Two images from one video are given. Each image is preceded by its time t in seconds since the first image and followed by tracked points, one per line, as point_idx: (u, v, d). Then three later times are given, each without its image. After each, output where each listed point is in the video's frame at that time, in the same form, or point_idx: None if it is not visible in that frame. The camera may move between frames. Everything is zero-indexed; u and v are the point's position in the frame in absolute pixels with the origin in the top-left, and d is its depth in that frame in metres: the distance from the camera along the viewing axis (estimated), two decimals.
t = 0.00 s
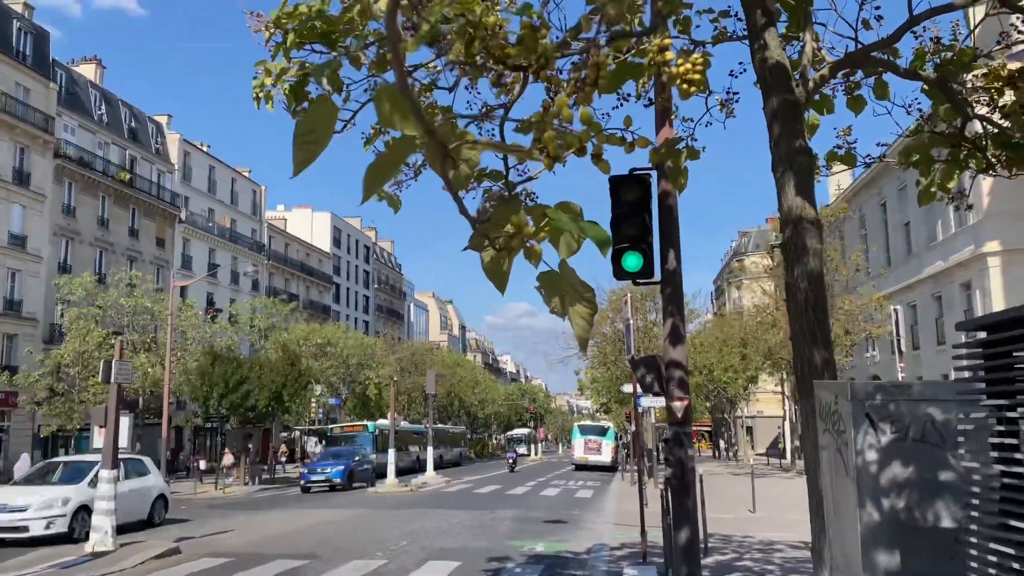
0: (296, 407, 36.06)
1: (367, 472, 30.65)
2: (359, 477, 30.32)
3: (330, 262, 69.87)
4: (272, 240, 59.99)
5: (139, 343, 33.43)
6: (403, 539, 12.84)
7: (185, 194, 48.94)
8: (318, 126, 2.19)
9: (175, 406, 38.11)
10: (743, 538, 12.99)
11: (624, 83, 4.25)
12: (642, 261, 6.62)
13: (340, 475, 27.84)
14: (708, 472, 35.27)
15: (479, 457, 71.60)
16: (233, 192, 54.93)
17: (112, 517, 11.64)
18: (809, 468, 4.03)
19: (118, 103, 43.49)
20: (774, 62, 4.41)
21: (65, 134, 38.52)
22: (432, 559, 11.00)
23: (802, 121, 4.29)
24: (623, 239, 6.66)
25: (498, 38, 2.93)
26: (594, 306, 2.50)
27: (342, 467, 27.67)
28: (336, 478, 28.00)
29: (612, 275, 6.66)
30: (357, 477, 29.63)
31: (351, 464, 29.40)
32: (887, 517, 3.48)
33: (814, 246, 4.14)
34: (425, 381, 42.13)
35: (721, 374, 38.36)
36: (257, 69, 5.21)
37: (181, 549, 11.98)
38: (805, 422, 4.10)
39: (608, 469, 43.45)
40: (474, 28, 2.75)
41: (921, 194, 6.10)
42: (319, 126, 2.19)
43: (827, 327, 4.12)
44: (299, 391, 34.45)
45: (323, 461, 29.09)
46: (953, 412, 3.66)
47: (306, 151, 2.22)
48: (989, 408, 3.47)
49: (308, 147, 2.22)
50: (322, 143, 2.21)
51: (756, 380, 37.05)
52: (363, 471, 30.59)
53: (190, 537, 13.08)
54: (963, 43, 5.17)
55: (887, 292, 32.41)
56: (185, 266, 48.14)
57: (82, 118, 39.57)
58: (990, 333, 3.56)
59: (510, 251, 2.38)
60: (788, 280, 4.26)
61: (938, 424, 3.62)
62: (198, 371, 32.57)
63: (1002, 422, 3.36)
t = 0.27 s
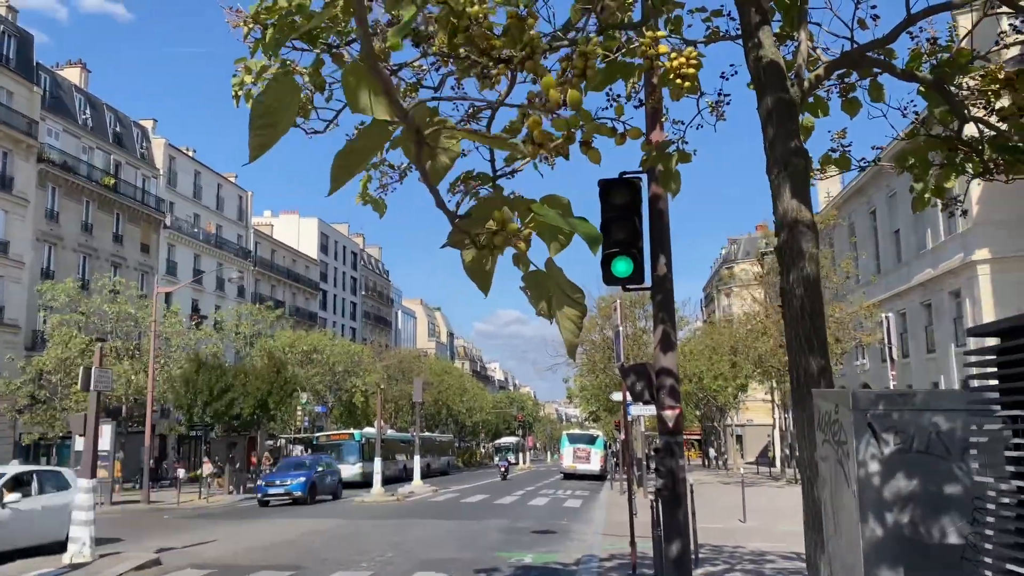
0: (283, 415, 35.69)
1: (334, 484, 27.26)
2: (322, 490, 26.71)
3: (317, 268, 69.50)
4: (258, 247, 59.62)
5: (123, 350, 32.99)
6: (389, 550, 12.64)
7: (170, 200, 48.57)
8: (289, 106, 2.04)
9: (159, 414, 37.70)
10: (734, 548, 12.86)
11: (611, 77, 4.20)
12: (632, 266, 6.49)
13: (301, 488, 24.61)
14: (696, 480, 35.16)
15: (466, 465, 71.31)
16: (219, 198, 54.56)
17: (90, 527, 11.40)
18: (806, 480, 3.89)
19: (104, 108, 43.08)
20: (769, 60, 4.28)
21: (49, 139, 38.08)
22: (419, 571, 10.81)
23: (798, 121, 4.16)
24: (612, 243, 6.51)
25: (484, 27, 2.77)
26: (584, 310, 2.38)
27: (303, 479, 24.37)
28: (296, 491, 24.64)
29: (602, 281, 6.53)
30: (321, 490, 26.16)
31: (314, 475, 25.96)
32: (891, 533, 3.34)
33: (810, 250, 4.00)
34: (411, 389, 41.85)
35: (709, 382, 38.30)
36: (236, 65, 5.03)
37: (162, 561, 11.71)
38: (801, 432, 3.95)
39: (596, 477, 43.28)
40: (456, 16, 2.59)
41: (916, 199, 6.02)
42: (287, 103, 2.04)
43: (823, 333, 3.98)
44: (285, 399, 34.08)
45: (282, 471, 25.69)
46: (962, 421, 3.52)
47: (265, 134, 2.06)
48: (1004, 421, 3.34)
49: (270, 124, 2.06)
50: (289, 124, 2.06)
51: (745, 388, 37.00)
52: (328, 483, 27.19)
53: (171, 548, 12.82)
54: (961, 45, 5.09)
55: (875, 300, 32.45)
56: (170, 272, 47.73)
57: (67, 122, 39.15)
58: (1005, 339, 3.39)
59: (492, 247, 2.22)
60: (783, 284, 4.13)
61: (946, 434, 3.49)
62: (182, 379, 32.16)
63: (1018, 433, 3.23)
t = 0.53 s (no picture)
0: (275, 418, 35.48)
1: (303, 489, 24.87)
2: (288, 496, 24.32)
3: (310, 271, 69.28)
4: (251, 250, 59.39)
5: (114, 354, 32.79)
6: (380, 555, 12.49)
7: (163, 203, 48.33)
8: (236, 62, 1.79)
9: (150, 418, 37.44)
10: (728, 552, 12.75)
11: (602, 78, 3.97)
12: (625, 265, 6.38)
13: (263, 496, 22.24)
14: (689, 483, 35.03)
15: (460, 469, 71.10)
16: (212, 201, 54.33)
17: (76, 532, 11.21)
18: (805, 485, 3.77)
19: (96, 110, 42.82)
20: (765, 51, 4.19)
21: (41, 141, 37.82)
22: None
23: (795, 113, 4.06)
24: (605, 242, 6.39)
25: None
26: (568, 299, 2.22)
27: (265, 487, 22.03)
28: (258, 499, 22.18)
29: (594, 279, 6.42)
30: (287, 497, 23.84)
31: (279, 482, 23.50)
32: (897, 538, 3.22)
33: (808, 245, 3.89)
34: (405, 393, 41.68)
35: (704, 385, 38.21)
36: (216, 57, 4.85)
37: (149, 566, 11.56)
38: (799, 435, 3.84)
39: (590, 481, 43.14)
40: None
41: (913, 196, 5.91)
42: (232, 59, 1.77)
43: (821, 331, 3.87)
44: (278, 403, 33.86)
45: (245, 478, 23.33)
46: (970, 421, 3.42)
47: (204, 92, 1.79)
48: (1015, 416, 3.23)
49: (212, 80, 1.79)
50: (237, 83, 1.81)
51: (739, 392, 36.91)
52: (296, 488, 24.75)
53: (158, 553, 12.65)
54: (961, 39, 5.00)
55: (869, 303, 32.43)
56: (163, 275, 47.49)
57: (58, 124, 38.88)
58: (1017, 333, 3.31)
59: (469, 230, 2.07)
60: (780, 281, 4.01)
61: (952, 433, 3.39)
62: (173, 382, 31.96)
63: None
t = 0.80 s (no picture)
0: (273, 419, 35.33)
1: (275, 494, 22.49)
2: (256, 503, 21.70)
3: (308, 272, 69.11)
4: (249, 251, 59.24)
5: (110, 354, 32.64)
6: (376, 557, 12.35)
7: (160, 203, 48.18)
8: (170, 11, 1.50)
9: (148, 419, 37.33)
10: (728, 553, 12.61)
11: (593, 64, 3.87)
12: (623, 262, 6.23)
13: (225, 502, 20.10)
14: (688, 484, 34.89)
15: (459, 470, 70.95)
16: (209, 201, 54.18)
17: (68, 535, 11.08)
18: (810, 486, 3.66)
19: (92, 110, 42.67)
20: (768, 38, 4.05)
21: (37, 141, 37.65)
22: None
23: (797, 103, 3.92)
24: (603, 238, 6.26)
25: None
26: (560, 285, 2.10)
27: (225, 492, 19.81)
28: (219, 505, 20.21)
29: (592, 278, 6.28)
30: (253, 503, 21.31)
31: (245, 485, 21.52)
32: (910, 543, 3.11)
33: (812, 239, 3.75)
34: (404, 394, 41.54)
35: (703, 385, 38.09)
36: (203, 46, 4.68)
37: (142, 568, 11.41)
38: (804, 435, 3.73)
39: (589, 482, 43.00)
40: None
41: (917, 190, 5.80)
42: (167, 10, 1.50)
43: (827, 327, 3.73)
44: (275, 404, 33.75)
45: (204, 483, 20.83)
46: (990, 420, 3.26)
47: (135, 41, 1.52)
48: None
49: (141, 31, 1.52)
50: (174, 34, 1.53)
51: (739, 392, 36.80)
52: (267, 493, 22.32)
53: (151, 556, 12.51)
54: (967, 27, 4.88)
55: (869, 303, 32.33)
56: (160, 276, 47.35)
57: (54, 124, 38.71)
58: None
59: (449, 208, 1.97)
60: (783, 276, 3.88)
61: (971, 434, 3.24)
62: (169, 383, 31.82)
63: None
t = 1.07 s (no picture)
0: (272, 415, 35.18)
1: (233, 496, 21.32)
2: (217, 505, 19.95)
3: (307, 268, 68.98)
4: (247, 247, 59.09)
5: (109, 351, 32.49)
6: (375, 553, 12.26)
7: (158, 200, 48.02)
8: None
9: (146, 416, 37.22)
10: (729, 548, 12.51)
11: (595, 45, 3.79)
12: (625, 253, 6.13)
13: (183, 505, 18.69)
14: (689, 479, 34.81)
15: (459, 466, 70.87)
16: (208, 198, 54.02)
17: (64, 532, 10.97)
18: (819, 481, 3.56)
19: (89, 107, 42.46)
20: (775, 18, 3.93)
21: (34, 137, 37.44)
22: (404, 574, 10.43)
23: (806, 84, 3.81)
24: (604, 229, 6.13)
25: None
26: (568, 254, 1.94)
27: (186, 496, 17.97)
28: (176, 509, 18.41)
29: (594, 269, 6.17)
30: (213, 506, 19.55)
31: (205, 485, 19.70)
32: (933, 539, 3.24)
33: (821, 224, 3.63)
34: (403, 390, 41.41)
35: (702, 380, 38.00)
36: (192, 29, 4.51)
37: (139, 566, 11.30)
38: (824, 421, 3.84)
39: (590, 477, 42.91)
40: None
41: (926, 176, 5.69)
42: None
43: (836, 314, 3.62)
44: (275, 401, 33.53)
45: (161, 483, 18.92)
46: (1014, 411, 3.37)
47: None
48: None
49: None
50: None
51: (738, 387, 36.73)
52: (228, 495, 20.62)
53: (148, 553, 12.40)
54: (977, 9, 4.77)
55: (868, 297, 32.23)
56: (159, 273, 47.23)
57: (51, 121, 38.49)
58: None
59: (441, 168, 1.84)
60: (791, 263, 3.76)
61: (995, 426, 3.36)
62: (168, 379, 31.70)
63: None
